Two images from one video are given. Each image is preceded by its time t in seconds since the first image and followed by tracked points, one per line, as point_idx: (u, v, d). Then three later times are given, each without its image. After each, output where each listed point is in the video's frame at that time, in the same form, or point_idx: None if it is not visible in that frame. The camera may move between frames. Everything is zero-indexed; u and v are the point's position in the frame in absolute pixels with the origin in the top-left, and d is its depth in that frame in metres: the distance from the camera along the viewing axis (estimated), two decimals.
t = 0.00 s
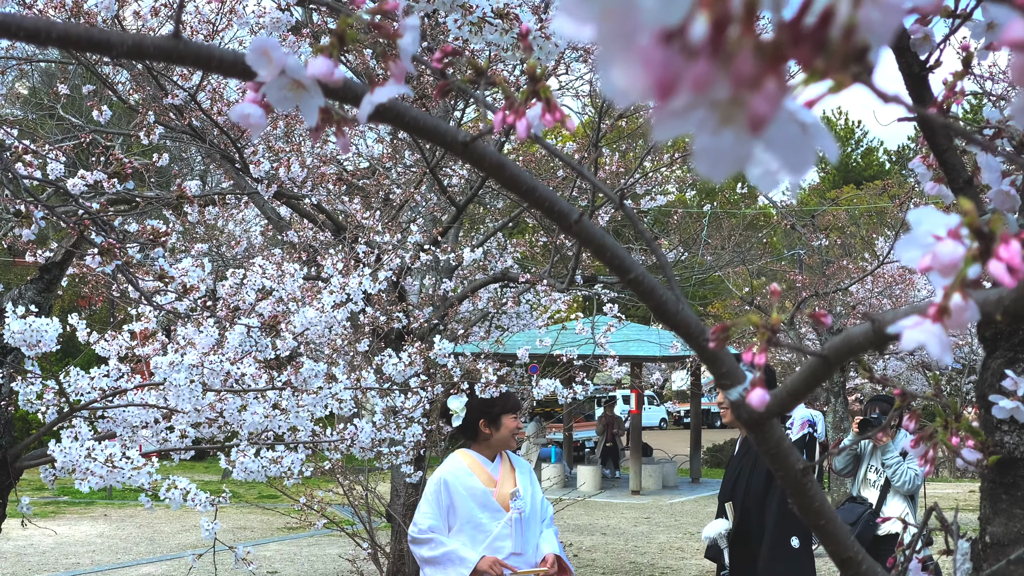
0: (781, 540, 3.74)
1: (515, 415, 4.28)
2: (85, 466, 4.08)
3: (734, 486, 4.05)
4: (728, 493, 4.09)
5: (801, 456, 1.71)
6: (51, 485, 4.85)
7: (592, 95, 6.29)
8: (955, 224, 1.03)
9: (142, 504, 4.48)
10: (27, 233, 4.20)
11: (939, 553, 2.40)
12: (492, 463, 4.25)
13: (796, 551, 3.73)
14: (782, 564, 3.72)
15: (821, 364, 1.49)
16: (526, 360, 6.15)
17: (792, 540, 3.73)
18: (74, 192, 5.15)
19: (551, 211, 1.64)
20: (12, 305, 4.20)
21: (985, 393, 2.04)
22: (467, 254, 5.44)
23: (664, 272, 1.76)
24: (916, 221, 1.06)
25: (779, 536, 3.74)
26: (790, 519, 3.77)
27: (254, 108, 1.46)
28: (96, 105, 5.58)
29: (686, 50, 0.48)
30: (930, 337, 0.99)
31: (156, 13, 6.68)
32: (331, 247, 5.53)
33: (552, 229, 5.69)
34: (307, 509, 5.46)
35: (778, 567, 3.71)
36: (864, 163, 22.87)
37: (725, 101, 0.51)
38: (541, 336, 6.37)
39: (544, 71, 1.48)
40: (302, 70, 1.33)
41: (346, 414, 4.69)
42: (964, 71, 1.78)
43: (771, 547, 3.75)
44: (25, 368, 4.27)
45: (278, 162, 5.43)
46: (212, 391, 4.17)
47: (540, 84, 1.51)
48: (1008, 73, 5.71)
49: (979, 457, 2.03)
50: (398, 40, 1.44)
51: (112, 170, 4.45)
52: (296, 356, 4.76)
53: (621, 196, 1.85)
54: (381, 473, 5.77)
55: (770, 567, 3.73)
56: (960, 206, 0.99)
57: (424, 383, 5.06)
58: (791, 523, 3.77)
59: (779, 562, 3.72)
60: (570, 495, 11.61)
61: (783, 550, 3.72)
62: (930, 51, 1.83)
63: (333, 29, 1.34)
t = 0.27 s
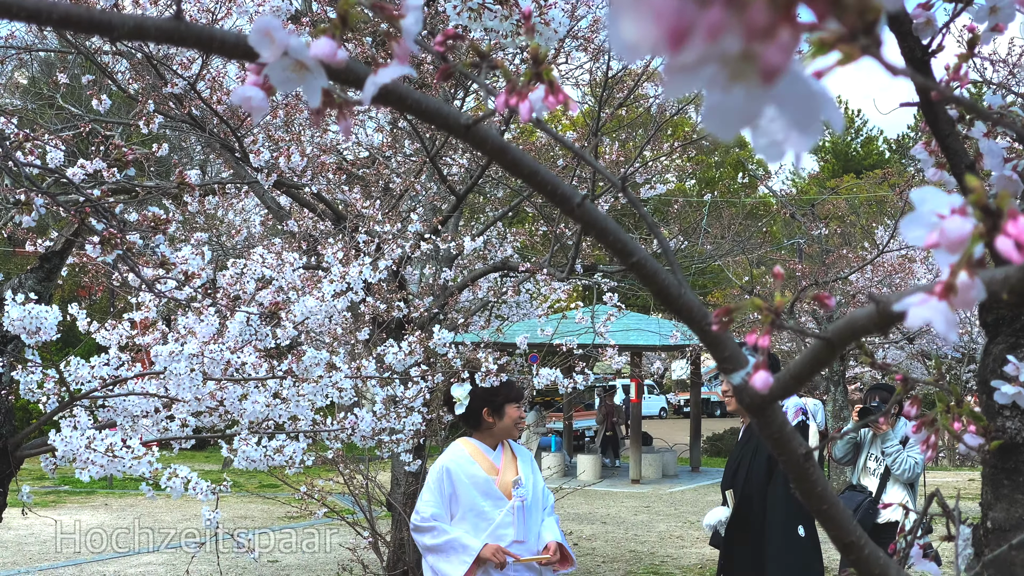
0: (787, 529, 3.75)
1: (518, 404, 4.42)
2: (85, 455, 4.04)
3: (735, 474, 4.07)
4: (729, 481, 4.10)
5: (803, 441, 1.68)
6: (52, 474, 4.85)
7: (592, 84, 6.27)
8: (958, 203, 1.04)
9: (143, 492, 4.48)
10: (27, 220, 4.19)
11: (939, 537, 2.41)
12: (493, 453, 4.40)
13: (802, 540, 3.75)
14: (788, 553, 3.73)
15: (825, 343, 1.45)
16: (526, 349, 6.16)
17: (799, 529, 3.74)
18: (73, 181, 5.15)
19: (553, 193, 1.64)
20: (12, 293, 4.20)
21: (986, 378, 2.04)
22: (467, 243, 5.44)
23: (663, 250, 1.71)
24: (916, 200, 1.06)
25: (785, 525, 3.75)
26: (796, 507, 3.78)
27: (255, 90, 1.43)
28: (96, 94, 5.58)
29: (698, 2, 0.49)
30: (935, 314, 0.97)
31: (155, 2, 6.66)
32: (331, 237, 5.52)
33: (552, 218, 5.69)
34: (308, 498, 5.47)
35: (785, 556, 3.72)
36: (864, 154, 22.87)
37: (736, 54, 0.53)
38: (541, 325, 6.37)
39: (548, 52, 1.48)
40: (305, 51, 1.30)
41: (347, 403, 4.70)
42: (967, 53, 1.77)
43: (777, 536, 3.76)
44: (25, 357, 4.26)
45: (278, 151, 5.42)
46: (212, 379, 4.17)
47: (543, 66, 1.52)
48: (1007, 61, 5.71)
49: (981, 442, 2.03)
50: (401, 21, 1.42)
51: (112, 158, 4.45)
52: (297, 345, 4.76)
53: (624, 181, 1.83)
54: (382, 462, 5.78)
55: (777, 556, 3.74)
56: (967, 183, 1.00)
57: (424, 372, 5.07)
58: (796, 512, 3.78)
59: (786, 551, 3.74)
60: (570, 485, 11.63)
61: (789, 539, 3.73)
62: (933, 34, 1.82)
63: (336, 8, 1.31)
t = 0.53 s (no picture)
0: (788, 517, 3.76)
1: (522, 394, 4.53)
2: (86, 444, 4.06)
3: (736, 462, 4.07)
4: (729, 471, 4.12)
5: (806, 426, 1.66)
6: (53, 464, 4.85)
7: (592, 73, 6.25)
8: (963, 183, 1.03)
9: (143, 482, 4.47)
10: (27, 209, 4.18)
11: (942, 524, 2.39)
12: (496, 442, 4.52)
13: (803, 529, 3.76)
14: (789, 541, 3.74)
15: (829, 326, 1.43)
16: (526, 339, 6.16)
17: (800, 518, 3.75)
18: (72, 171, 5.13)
19: (556, 177, 1.62)
20: (12, 283, 4.19)
21: (989, 364, 2.03)
22: (467, 233, 5.43)
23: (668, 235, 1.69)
24: (923, 183, 1.04)
25: (786, 514, 3.75)
26: (797, 495, 3.79)
27: (257, 73, 1.39)
28: (95, 84, 5.56)
29: None
30: (942, 296, 0.96)
31: None
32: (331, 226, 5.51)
33: (552, 208, 5.67)
34: (308, 488, 5.48)
35: (786, 545, 3.73)
36: (864, 144, 22.84)
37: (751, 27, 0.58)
38: (540, 315, 6.37)
39: (550, 35, 1.43)
40: (307, 32, 1.25)
41: (347, 392, 4.69)
42: (972, 36, 1.76)
43: (777, 524, 3.76)
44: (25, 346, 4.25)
45: (278, 140, 5.41)
46: (212, 369, 4.17)
47: (547, 48, 1.47)
48: (1009, 49, 5.68)
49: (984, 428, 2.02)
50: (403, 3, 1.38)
51: (112, 147, 4.43)
52: (297, 335, 4.75)
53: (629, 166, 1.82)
54: (382, 452, 5.78)
55: (777, 544, 3.74)
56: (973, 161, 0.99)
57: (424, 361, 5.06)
58: (797, 500, 3.79)
59: (786, 539, 3.74)
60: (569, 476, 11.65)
61: (790, 528, 3.74)
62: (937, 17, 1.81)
63: None
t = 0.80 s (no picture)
0: (783, 505, 3.76)
1: (524, 385, 4.54)
2: (88, 434, 4.05)
3: (737, 452, 4.08)
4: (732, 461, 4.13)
5: (808, 412, 1.66)
6: (54, 454, 4.86)
7: (592, 62, 6.23)
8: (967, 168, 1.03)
9: (144, 472, 4.47)
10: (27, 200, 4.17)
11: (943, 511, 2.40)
12: (497, 431, 4.55)
13: (798, 517, 3.75)
14: (783, 528, 3.73)
15: (833, 311, 1.43)
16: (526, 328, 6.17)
17: (795, 505, 3.74)
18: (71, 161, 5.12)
19: (559, 162, 1.63)
20: (12, 274, 4.18)
21: (991, 350, 2.03)
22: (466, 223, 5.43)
23: (671, 222, 1.69)
24: (927, 167, 1.06)
25: (781, 501, 3.75)
26: (793, 483, 3.79)
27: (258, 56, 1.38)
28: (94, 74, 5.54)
29: None
30: (946, 280, 0.97)
31: None
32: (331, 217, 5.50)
33: (552, 198, 5.66)
34: (308, 478, 5.48)
35: (779, 532, 3.72)
36: (863, 134, 22.83)
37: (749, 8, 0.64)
38: (540, 305, 6.37)
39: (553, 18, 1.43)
40: (308, 15, 1.22)
41: (347, 382, 4.70)
42: (976, 21, 1.76)
43: (772, 511, 3.76)
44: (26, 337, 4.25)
45: (277, 130, 5.40)
46: (213, 359, 4.16)
47: (549, 31, 1.47)
48: (1009, 38, 5.67)
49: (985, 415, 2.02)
50: None
51: (111, 137, 4.42)
52: (297, 325, 4.75)
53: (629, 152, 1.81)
54: (382, 442, 5.79)
55: (771, 532, 3.74)
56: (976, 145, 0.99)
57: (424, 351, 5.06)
58: (793, 488, 3.79)
59: (781, 527, 3.74)
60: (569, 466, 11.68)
61: (784, 515, 3.74)
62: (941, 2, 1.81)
63: None
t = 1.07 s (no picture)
0: (775, 493, 3.76)
1: (524, 374, 4.54)
2: (88, 425, 4.04)
3: (735, 441, 4.09)
4: (730, 451, 4.13)
5: (811, 398, 1.66)
6: (55, 445, 4.86)
7: (591, 52, 6.21)
8: (973, 152, 1.04)
9: (145, 462, 4.47)
10: (26, 191, 4.16)
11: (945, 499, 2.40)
12: (496, 420, 4.56)
13: (790, 505, 3.74)
14: (773, 516, 3.73)
15: (836, 297, 1.43)
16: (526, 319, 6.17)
17: (786, 494, 3.74)
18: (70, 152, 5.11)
19: (561, 149, 1.63)
20: (12, 265, 4.18)
21: (993, 338, 2.03)
22: (466, 213, 5.42)
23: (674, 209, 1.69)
24: (931, 148, 1.04)
25: (772, 489, 3.76)
26: (785, 472, 3.78)
27: (260, 43, 1.38)
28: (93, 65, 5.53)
29: None
30: (952, 266, 0.98)
31: None
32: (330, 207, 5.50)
33: (552, 188, 5.66)
34: (308, 469, 5.48)
35: (770, 520, 3.72)
36: (864, 124, 22.85)
37: None
38: (540, 295, 6.37)
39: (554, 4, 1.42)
40: None
41: (347, 372, 4.69)
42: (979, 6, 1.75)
43: (763, 499, 3.77)
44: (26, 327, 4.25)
45: (276, 120, 5.39)
46: (213, 349, 4.16)
47: (550, 17, 1.46)
48: (1010, 27, 5.66)
49: (988, 401, 2.01)
50: None
51: (110, 128, 4.41)
52: (297, 316, 4.75)
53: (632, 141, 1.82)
54: (382, 433, 5.80)
55: (762, 519, 3.74)
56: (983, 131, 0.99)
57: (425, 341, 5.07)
58: (786, 477, 3.78)
59: (772, 514, 3.74)
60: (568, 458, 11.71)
61: (775, 503, 3.74)
62: None
63: None
